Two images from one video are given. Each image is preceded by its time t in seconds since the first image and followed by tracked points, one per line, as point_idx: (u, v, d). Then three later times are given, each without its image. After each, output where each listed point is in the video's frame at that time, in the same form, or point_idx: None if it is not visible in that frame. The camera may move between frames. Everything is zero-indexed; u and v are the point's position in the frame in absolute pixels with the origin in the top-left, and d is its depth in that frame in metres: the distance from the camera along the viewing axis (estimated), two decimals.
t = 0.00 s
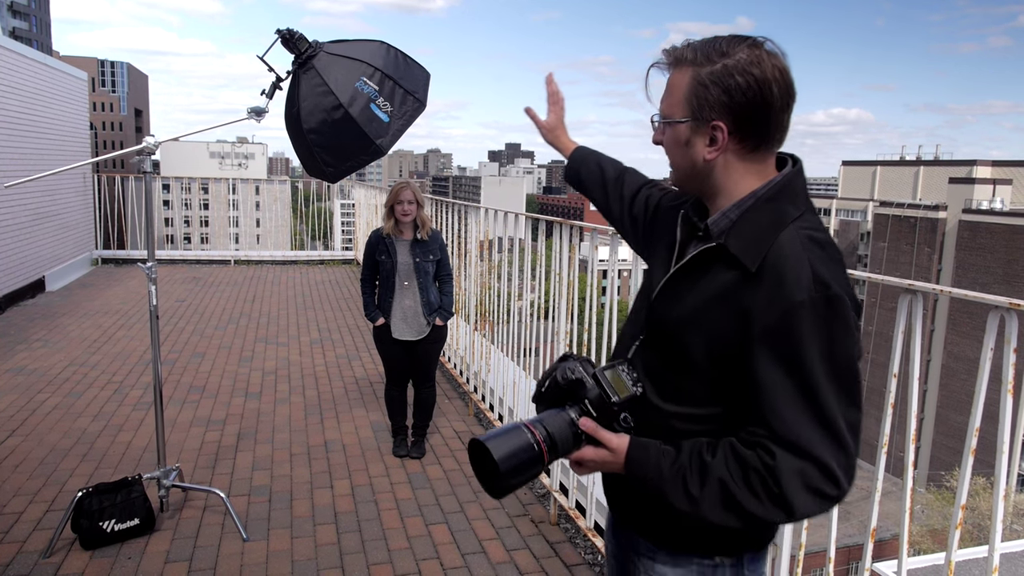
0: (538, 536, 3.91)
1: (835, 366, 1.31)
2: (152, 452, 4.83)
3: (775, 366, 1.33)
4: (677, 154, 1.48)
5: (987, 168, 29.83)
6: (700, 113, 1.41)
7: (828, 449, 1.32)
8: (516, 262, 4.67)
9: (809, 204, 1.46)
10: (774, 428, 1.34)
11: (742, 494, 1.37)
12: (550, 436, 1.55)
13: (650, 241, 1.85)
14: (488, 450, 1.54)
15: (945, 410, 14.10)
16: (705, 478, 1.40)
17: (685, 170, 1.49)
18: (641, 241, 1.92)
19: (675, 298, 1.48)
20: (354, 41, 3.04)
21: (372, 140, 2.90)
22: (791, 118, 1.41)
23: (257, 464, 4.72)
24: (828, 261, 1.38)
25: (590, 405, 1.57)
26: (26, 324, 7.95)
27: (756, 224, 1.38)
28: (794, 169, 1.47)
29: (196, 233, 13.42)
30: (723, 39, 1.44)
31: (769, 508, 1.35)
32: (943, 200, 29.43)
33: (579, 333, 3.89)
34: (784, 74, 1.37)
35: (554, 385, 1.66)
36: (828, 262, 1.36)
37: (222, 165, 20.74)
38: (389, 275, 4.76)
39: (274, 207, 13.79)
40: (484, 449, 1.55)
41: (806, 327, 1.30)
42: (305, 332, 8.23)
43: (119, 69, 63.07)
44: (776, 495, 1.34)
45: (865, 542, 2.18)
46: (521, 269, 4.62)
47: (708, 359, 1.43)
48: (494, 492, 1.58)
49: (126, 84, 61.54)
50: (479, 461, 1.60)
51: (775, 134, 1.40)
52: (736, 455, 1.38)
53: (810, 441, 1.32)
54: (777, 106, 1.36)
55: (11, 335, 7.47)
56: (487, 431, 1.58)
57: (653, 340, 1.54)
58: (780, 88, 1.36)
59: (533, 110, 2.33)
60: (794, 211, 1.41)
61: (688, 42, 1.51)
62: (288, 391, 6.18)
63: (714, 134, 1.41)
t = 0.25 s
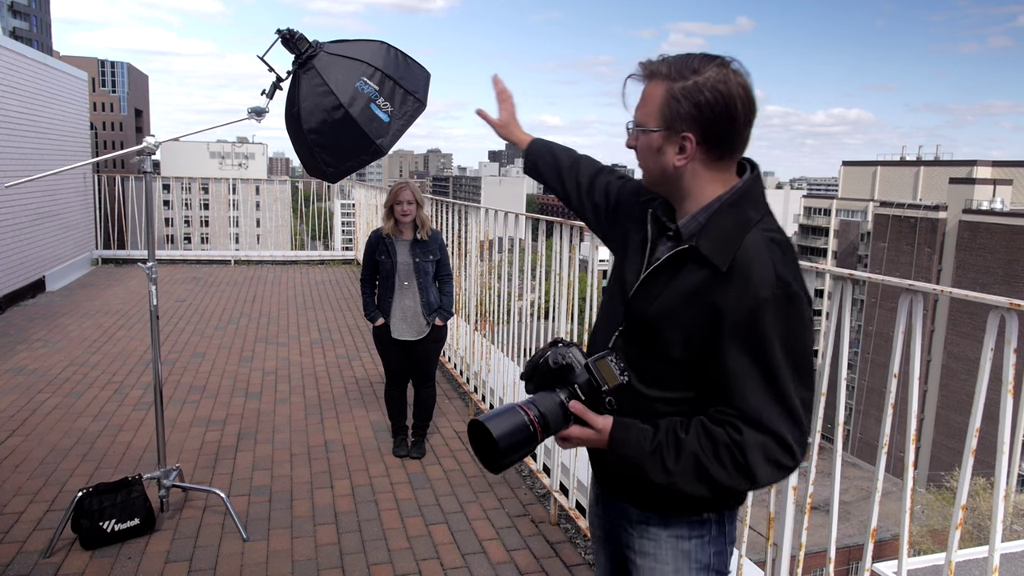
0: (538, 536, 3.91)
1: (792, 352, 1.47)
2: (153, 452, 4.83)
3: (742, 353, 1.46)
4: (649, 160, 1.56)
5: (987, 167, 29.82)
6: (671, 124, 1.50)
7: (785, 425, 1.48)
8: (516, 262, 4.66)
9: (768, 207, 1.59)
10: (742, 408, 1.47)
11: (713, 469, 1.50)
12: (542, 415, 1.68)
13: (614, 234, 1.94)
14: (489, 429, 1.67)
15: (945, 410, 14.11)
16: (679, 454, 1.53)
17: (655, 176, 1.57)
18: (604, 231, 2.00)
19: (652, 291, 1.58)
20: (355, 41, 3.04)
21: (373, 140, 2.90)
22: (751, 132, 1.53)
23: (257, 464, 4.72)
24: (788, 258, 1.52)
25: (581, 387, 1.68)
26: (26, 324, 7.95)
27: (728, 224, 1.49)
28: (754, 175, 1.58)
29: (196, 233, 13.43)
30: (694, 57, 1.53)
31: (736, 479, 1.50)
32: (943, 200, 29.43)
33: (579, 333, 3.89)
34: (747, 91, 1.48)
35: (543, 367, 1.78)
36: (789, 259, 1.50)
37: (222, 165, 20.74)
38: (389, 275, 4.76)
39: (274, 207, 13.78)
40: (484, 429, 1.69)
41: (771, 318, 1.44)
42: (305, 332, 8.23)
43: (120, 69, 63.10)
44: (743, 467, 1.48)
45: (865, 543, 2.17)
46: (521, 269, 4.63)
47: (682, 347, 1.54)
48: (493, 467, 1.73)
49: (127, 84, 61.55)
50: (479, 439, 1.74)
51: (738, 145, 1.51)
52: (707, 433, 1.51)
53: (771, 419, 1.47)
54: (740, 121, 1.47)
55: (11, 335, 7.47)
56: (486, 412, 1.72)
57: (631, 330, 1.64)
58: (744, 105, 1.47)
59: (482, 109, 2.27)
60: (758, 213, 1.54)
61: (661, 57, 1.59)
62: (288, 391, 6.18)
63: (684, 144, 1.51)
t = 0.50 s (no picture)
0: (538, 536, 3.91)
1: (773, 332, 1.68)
2: (152, 452, 4.83)
3: (733, 333, 1.64)
4: (629, 162, 1.72)
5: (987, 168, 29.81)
6: (651, 130, 1.67)
7: (767, 396, 1.68)
8: (516, 263, 4.66)
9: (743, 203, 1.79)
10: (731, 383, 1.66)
11: (705, 437, 1.69)
12: (551, 400, 1.75)
13: (585, 224, 2.05)
14: (505, 419, 1.70)
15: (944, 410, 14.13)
16: (674, 425, 1.70)
17: (635, 176, 1.74)
18: (570, 221, 2.10)
19: (649, 279, 1.72)
20: (356, 41, 3.03)
21: (372, 141, 2.86)
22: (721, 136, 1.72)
23: (257, 464, 4.72)
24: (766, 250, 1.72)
25: (582, 371, 1.79)
26: (26, 324, 7.96)
27: (718, 219, 1.67)
28: (726, 173, 1.79)
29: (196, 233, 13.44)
30: (672, 68, 1.70)
31: (724, 445, 1.69)
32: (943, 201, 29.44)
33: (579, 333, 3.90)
34: (719, 101, 1.66)
35: (542, 356, 1.84)
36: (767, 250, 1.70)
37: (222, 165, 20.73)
38: (389, 275, 4.76)
39: (274, 207, 13.79)
40: (501, 417, 1.72)
41: (758, 302, 1.63)
42: (305, 332, 8.23)
43: (120, 69, 63.12)
44: (730, 435, 1.68)
45: (865, 543, 2.17)
46: (521, 270, 4.63)
47: (677, 330, 1.70)
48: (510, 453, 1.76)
49: (127, 84, 61.57)
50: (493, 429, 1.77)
51: (709, 150, 1.70)
52: (699, 405, 1.70)
53: (756, 391, 1.66)
54: (712, 128, 1.66)
55: (11, 335, 7.47)
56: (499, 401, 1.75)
57: (626, 315, 1.78)
58: (716, 113, 1.65)
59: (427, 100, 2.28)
60: (738, 208, 1.73)
61: (641, 66, 1.75)
62: (288, 391, 6.19)
63: (662, 148, 1.68)
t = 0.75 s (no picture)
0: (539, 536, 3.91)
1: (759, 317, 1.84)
2: (152, 453, 4.83)
3: (723, 318, 1.80)
4: (620, 166, 1.92)
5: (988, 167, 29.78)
6: (641, 138, 1.87)
7: (756, 376, 1.84)
8: (516, 262, 4.66)
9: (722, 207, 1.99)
10: (724, 363, 1.82)
11: (703, 415, 1.84)
12: (566, 380, 1.89)
13: (570, 226, 2.23)
14: (530, 397, 1.85)
15: (945, 410, 14.10)
16: (674, 405, 1.84)
17: (624, 179, 1.94)
18: (555, 225, 2.29)
19: (644, 274, 1.90)
20: (355, 41, 3.03)
21: (372, 140, 2.87)
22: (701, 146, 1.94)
23: (257, 464, 4.72)
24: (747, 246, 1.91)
25: (593, 354, 1.91)
26: (26, 324, 7.97)
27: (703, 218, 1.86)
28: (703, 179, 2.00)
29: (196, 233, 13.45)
30: (659, 85, 1.91)
31: (720, 421, 1.84)
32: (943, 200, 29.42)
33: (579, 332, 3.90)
34: (701, 115, 1.87)
35: (552, 344, 1.98)
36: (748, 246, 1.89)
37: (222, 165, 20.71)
38: (389, 275, 4.76)
39: (274, 207, 13.78)
40: (525, 396, 1.86)
41: (745, 289, 1.80)
42: (305, 332, 8.23)
43: (120, 69, 63.11)
44: (726, 411, 1.83)
45: (865, 543, 2.16)
46: (521, 270, 4.63)
47: (670, 318, 1.87)
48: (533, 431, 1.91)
49: (127, 84, 61.54)
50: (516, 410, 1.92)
51: (691, 156, 1.91)
52: (695, 385, 1.84)
53: (746, 370, 1.82)
54: (694, 138, 1.88)
55: (11, 335, 7.48)
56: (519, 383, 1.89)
57: (622, 308, 1.95)
58: (698, 125, 1.87)
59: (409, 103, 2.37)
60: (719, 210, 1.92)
61: (632, 82, 1.96)
62: (288, 391, 6.19)
63: (649, 155, 1.89)
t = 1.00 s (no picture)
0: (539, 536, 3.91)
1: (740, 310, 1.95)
2: (152, 453, 4.83)
3: (707, 315, 1.91)
4: (612, 174, 2.04)
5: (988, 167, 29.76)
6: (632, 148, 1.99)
7: (738, 366, 1.95)
8: (516, 263, 4.66)
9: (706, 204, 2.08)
10: (709, 356, 1.93)
11: (692, 404, 1.95)
12: (572, 371, 1.97)
13: (570, 224, 2.33)
14: (543, 390, 1.90)
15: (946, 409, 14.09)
16: (665, 396, 1.95)
17: (615, 186, 2.06)
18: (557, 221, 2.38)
19: (634, 275, 2.00)
20: (354, 41, 3.03)
21: (372, 141, 2.88)
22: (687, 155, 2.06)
23: (257, 464, 4.72)
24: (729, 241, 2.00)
25: (594, 349, 2.00)
26: (26, 325, 7.97)
27: (687, 220, 1.95)
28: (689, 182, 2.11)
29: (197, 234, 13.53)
30: (648, 98, 2.03)
31: (708, 409, 1.95)
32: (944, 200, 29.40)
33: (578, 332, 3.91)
34: (686, 126, 2.00)
35: (555, 341, 2.07)
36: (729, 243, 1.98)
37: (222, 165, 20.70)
38: (389, 275, 4.76)
39: (274, 207, 13.78)
40: (538, 389, 1.92)
41: (727, 287, 1.90)
42: (305, 332, 8.24)
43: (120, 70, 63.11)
44: (713, 400, 1.94)
45: (865, 543, 2.16)
46: (521, 270, 4.63)
47: (659, 315, 1.98)
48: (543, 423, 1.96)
49: (127, 84, 61.55)
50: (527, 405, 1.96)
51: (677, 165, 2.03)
52: (684, 377, 1.96)
53: (729, 361, 1.93)
54: (680, 148, 2.00)
55: (11, 336, 7.48)
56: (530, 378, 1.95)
57: (615, 305, 2.05)
58: (684, 136, 2.00)
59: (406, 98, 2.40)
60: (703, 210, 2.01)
61: (622, 96, 2.07)
62: (288, 391, 6.19)
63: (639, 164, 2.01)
